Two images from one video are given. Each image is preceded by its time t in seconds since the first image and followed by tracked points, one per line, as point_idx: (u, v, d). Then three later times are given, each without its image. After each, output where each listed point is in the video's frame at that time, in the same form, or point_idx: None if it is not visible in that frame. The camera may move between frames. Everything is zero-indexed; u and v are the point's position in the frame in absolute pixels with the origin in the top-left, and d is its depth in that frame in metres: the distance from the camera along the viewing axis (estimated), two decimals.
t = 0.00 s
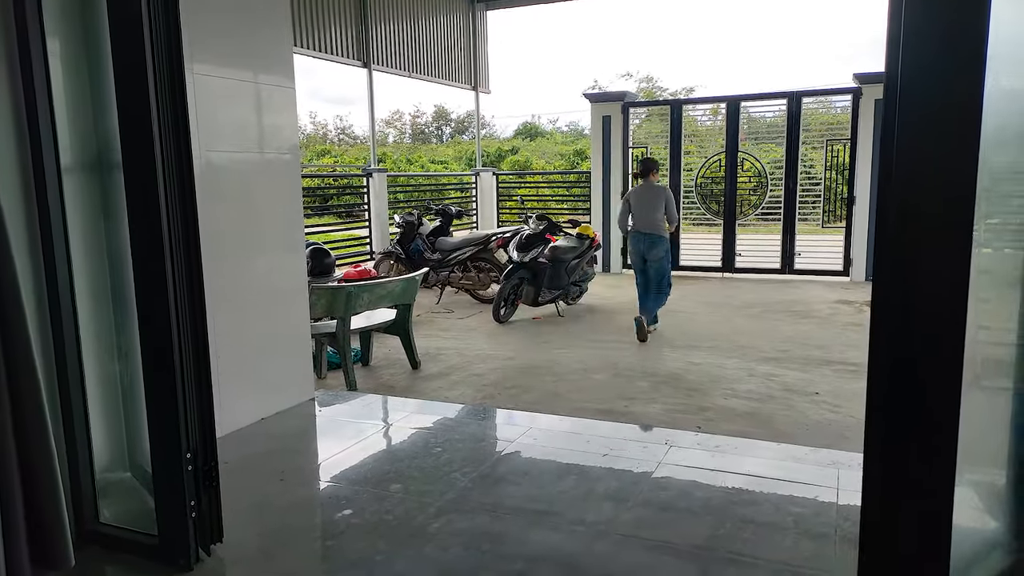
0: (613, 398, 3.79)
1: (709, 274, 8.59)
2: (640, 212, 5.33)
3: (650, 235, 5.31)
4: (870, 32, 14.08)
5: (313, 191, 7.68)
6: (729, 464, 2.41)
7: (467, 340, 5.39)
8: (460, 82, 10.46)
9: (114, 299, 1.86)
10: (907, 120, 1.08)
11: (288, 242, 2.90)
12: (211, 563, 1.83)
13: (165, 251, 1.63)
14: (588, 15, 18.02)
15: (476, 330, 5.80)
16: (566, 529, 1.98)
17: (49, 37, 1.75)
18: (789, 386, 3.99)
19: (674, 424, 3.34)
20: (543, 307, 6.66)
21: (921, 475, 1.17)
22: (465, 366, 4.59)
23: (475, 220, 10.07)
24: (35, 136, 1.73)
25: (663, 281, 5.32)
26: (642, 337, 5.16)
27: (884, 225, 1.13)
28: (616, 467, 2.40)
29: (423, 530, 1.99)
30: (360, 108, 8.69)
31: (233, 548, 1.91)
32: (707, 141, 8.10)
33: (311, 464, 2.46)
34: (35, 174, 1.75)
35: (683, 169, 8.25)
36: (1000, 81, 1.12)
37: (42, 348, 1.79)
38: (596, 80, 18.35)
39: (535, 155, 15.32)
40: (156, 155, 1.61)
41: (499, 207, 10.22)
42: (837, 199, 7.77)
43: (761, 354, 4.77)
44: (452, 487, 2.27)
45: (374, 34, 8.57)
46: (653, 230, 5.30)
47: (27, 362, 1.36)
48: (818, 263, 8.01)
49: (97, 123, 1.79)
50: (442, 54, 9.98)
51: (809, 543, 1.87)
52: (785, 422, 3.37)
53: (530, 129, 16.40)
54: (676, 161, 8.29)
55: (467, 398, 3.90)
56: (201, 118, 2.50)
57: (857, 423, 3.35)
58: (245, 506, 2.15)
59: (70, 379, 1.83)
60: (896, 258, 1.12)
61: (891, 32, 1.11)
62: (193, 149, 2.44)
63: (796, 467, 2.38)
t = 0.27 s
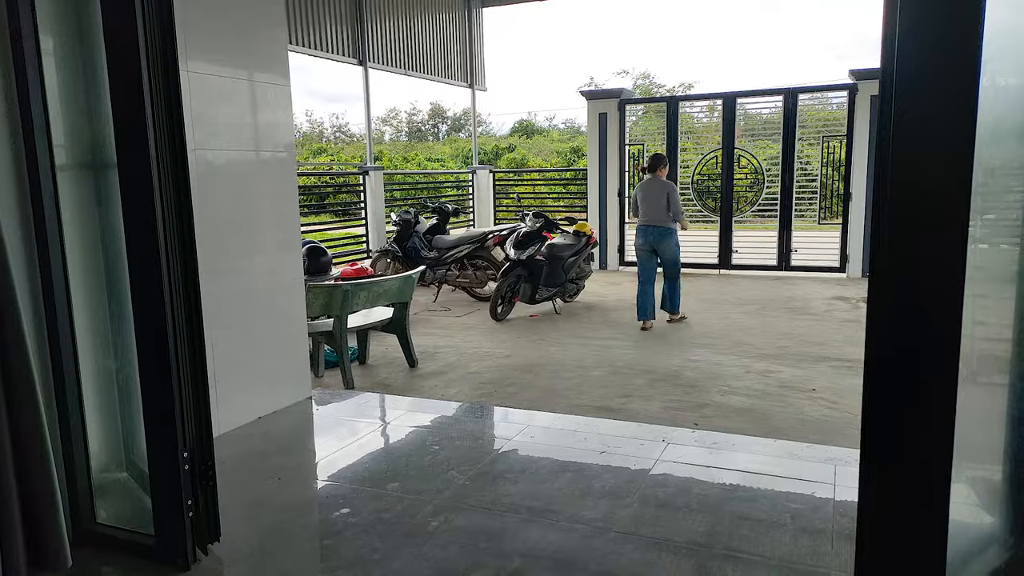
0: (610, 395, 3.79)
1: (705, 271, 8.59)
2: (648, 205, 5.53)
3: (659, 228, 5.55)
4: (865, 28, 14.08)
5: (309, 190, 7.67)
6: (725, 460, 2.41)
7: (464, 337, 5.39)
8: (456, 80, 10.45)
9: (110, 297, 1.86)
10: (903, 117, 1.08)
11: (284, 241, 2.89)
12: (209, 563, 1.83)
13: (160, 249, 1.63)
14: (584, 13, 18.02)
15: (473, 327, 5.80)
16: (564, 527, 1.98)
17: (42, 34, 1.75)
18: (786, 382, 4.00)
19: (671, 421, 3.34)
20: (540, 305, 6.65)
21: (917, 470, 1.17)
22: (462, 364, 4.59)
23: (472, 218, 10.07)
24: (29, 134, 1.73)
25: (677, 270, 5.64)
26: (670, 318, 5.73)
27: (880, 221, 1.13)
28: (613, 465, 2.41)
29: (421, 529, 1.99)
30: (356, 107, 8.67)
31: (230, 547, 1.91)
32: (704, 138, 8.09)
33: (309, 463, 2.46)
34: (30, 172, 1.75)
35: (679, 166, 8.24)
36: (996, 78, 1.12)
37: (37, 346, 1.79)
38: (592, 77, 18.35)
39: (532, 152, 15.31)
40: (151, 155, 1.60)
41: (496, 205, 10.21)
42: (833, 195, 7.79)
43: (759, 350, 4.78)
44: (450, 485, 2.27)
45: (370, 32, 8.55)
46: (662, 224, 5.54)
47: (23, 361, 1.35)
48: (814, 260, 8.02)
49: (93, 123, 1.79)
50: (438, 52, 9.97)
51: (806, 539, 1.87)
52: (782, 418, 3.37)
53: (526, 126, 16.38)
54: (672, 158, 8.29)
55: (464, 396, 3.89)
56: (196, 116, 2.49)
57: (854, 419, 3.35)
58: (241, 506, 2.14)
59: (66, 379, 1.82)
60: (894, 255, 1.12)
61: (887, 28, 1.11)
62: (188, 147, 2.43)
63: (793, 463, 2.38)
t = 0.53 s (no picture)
0: (608, 392, 3.80)
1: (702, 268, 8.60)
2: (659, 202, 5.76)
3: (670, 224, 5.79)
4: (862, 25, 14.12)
5: (306, 188, 7.66)
6: (723, 457, 2.42)
7: (461, 336, 5.39)
8: (453, 78, 10.44)
9: (105, 298, 1.85)
10: (898, 113, 1.08)
11: (280, 240, 2.89)
12: (206, 562, 1.83)
13: (155, 248, 1.62)
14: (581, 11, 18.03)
15: (471, 326, 5.80)
16: (561, 525, 1.98)
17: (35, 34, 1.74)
18: (783, 379, 4.00)
19: (668, 418, 3.34)
20: (537, 303, 6.65)
21: (914, 466, 1.17)
22: (459, 362, 4.59)
23: (469, 216, 10.07)
24: (22, 134, 1.72)
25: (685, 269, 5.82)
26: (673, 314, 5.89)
27: (876, 218, 1.13)
28: (611, 462, 2.41)
29: (418, 527, 1.99)
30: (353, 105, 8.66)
31: (227, 547, 1.91)
32: (701, 135, 8.10)
33: (307, 462, 2.46)
34: (24, 172, 1.74)
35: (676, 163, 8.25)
36: (991, 73, 1.12)
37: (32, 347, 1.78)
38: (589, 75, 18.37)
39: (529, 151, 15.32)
40: (146, 155, 1.59)
41: (493, 203, 10.21)
42: (830, 192, 7.79)
43: (756, 347, 4.78)
44: (447, 484, 2.27)
45: (366, 30, 8.54)
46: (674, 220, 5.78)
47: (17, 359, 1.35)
48: (811, 257, 8.03)
49: (87, 123, 1.78)
50: (435, 50, 9.97)
51: (803, 534, 1.88)
52: (780, 415, 3.38)
53: (523, 125, 16.38)
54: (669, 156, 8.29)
55: (462, 394, 3.89)
56: (191, 115, 2.48)
57: (851, 415, 3.36)
58: (239, 505, 2.14)
59: (62, 379, 1.81)
60: (890, 251, 1.11)
61: (882, 25, 1.11)
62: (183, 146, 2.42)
63: (790, 459, 2.38)
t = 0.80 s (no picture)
0: (599, 391, 3.80)
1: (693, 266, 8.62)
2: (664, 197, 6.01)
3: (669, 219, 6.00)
4: (851, 23, 14.20)
5: (296, 188, 7.63)
6: (714, 454, 2.42)
7: (453, 335, 5.38)
8: (443, 76, 10.43)
9: (93, 299, 1.83)
10: (886, 111, 1.08)
11: (269, 239, 2.87)
12: (197, 564, 1.82)
13: (143, 248, 1.61)
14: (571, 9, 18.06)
15: (462, 325, 5.79)
16: (554, 524, 1.98)
17: (20, 33, 1.72)
18: (774, 376, 4.02)
19: (660, 416, 3.35)
20: (529, 301, 6.65)
21: (903, 463, 1.18)
22: (451, 361, 4.59)
23: (460, 215, 10.06)
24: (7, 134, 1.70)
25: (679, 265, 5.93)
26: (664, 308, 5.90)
27: (865, 215, 1.13)
28: (603, 460, 2.41)
29: (410, 528, 1.98)
30: (343, 104, 8.63)
31: (217, 549, 1.90)
32: (691, 133, 8.11)
33: (298, 463, 2.45)
34: (9, 173, 1.72)
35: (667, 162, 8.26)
36: (977, 72, 1.13)
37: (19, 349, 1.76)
38: (579, 73, 18.41)
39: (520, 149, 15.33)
40: (133, 155, 1.58)
41: (484, 202, 10.21)
42: (820, 190, 7.85)
43: (747, 345, 4.80)
44: (439, 484, 2.26)
45: (356, 28, 8.52)
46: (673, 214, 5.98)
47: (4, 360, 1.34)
48: (801, 254, 8.07)
49: (73, 122, 1.76)
50: (425, 49, 9.95)
51: (794, 531, 1.88)
52: (771, 412, 3.40)
53: (514, 123, 16.37)
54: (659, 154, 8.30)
55: (453, 394, 3.89)
56: (178, 114, 2.46)
57: (841, 411, 3.38)
58: (229, 507, 2.13)
59: (49, 381, 1.80)
60: (879, 249, 1.12)
61: (871, 23, 1.11)
62: (171, 146, 2.41)
63: (781, 456, 2.39)
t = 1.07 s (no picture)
0: (590, 390, 3.81)
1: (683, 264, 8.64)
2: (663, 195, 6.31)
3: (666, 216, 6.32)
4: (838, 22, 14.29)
5: (286, 188, 7.59)
6: (704, 452, 2.43)
7: (444, 335, 5.37)
8: (432, 76, 10.41)
9: (79, 301, 1.81)
10: (873, 109, 1.09)
11: (258, 239, 2.86)
12: (186, 567, 1.81)
13: (129, 249, 1.60)
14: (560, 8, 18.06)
15: (452, 324, 5.78)
16: (544, 523, 1.98)
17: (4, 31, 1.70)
18: (763, 373, 4.04)
19: (651, 415, 3.36)
20: (519, 301, 6.64)
21: (889, 460, 1.18)
22: (442, 361, 4.58)
23: (450, 215, 10.05)
24: None
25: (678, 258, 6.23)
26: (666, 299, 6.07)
27: (852, 213, 1.14)
28: (594, 459, 2.41)
29: (401, 529, 1.98)
30: (331, 103, 8.60)
31: (206, 551, 1.89)
32: (680, 132, 8.13)
33: (288, 464, 2.44)
34: None
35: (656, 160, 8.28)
36: (963, 71, 1.13)
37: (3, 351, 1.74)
38: (569, 72, 18.43)
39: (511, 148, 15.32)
40: (119, 155, 1.57)
41: (474, 202, 10.19)
42: (808, 188, 7.87)
43: (737, 343, 4.82)
44: (430, 484, 2.26)
45: (344, 28, 8.49)
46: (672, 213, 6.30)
47: None
48: (790, 252, 8.11)
49: (58, 122, 1.74)
50: (414, 48, 9.93)
51: (784, 528, 1.89)
52: (760, 409, 3.41)
53: (504, 122, 16.36)
54: (649, 153, 8.32)
55: (444, 394, 3.88)
56: (165, 114, 2.44)
57: (830, 409, 3.40)
58: (218, 509, 2.12)
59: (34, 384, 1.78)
60: (866, 246, 1.12)
61: (858, 21, 1.11)
62: (157, 145, 2.39)
63: (771, 454, 2.40)
